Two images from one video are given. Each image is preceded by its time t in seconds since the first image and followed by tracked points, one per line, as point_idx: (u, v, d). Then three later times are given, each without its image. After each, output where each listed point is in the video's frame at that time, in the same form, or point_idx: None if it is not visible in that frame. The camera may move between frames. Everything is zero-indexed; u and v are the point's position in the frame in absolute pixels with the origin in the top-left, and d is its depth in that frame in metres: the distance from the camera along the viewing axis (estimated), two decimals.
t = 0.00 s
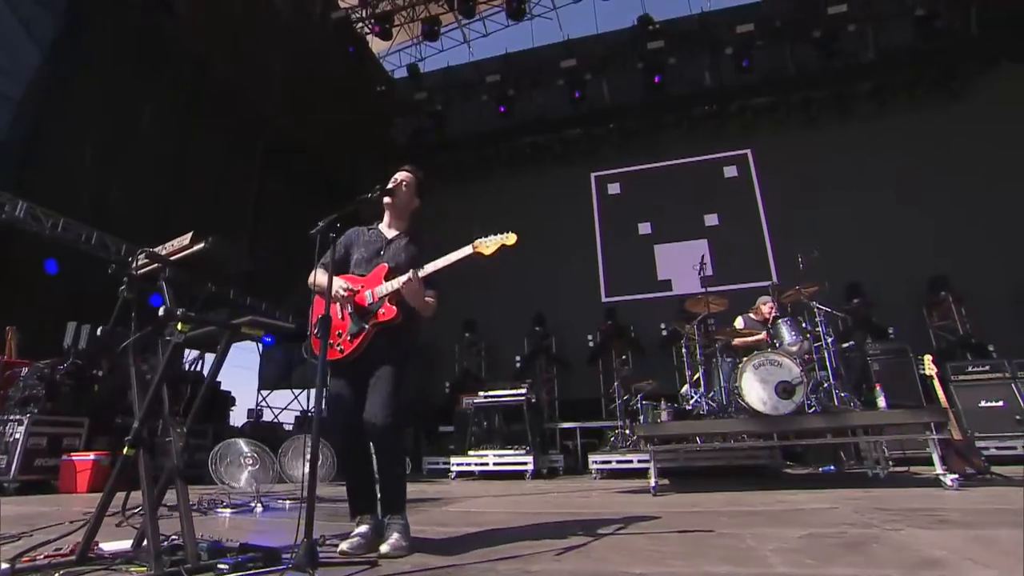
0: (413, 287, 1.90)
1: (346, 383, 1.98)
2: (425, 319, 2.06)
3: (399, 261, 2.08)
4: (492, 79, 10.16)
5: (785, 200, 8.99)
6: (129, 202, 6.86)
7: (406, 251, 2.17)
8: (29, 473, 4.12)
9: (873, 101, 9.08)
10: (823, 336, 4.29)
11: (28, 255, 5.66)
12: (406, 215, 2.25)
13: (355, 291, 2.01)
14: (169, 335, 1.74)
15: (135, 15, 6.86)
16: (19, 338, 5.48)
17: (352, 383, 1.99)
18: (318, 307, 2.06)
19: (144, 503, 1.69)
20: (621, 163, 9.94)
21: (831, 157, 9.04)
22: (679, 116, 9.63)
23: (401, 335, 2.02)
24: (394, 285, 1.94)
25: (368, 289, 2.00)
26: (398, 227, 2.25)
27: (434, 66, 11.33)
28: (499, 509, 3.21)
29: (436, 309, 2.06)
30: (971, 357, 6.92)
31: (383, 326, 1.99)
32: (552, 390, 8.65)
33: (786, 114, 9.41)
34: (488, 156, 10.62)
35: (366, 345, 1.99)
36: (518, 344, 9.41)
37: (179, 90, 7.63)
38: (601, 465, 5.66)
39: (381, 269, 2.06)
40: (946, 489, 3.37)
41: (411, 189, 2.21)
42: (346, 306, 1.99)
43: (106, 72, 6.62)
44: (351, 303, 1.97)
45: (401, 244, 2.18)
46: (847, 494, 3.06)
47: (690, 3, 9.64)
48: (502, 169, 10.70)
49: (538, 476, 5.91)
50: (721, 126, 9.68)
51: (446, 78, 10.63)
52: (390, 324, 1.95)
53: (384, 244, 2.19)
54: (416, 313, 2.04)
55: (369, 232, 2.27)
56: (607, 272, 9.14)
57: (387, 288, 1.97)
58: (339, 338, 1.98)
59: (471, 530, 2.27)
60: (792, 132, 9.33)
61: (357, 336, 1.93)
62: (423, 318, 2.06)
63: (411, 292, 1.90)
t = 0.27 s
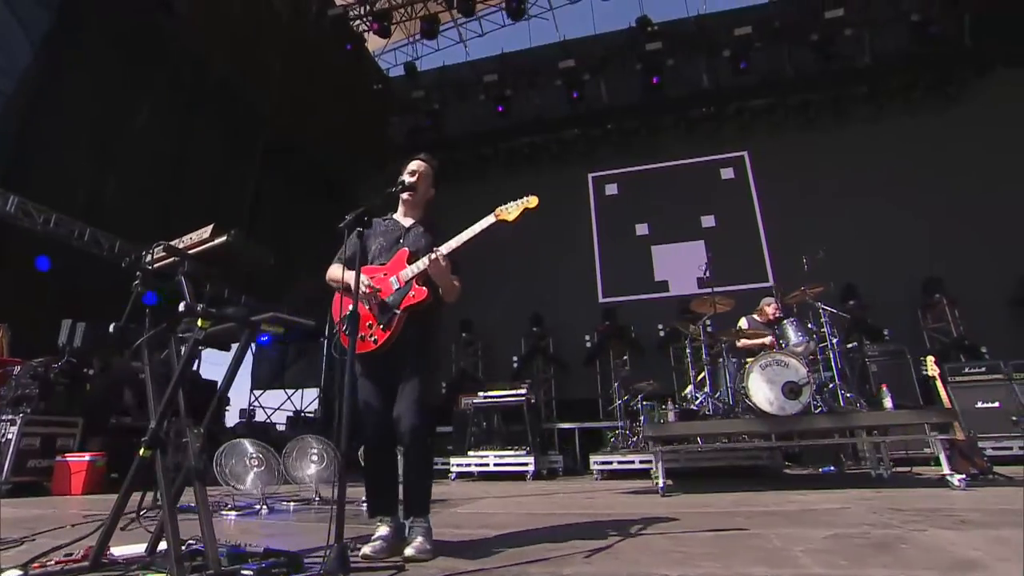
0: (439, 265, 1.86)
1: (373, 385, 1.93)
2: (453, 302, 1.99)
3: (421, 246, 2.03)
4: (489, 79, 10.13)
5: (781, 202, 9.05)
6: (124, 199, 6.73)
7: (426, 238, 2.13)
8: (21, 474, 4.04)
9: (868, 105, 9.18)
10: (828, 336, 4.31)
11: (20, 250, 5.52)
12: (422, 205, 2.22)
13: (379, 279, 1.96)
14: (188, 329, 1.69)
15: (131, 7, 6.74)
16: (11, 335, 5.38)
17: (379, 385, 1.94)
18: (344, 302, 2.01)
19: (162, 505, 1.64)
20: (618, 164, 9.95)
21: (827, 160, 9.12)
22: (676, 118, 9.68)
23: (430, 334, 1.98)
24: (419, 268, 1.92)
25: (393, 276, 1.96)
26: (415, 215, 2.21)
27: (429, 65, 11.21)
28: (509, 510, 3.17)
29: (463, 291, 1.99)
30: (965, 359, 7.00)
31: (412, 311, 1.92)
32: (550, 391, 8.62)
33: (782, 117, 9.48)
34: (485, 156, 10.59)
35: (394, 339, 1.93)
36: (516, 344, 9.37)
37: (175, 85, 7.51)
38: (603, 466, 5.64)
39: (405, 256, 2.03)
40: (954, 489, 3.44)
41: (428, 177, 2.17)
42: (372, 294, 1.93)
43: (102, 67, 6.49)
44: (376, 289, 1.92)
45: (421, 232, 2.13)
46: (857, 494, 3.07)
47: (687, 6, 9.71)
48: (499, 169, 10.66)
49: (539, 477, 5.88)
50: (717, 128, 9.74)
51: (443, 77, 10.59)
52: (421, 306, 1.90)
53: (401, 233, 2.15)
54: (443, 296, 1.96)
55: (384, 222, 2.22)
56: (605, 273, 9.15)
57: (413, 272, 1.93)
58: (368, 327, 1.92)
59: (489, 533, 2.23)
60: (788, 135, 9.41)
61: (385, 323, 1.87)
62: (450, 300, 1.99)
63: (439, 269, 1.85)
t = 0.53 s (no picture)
0: (460, 249, 1.82)
1: (395, 382, 1.89)
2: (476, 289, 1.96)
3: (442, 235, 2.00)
4: (485, 78, 10.09)
5: (775, 204, 9.12)
6: (114, 196, 6.58)
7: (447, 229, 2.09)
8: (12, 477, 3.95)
9: (860, 109, 9.28)
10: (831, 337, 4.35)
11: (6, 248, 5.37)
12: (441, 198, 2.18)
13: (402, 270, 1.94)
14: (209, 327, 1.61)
15: None
16: None
17: (401, 382, 1.90)
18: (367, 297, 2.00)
19: (181, 508, 1.56)
20: (614, 165, 9.96)
21: (820, 163, 9.21)
22: (671, 120, 9.72)
23: (456, 332, 1.94)
24: (441, 252, 1.89)
25: (414, 264, 1.95)
26: (433, 208, 2.16)
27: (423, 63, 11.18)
28: (519, 512, 3.13)
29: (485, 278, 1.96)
30: (956, 360, 7.11)
31: (434, 298, 1.91)
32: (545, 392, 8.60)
33: (775, 121, 9.56)
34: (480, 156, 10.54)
35: (417, 328, 1.90)
36: (511, 345, 9.33)
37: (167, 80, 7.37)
38: (603, 467, 5.62)
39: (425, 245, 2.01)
40: (958, 489, 3.45)
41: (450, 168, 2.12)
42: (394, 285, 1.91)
43: (92, 60, 6.35)
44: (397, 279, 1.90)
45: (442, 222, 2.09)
46: (864, 494, 3.09)
47: (682, 9, 9.71)
48: (494, 168, 10.62)
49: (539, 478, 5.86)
50: (712, 131, 9.79)
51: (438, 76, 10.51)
52: (443, 291, 1.89)
53: (423, 226, 2.11)
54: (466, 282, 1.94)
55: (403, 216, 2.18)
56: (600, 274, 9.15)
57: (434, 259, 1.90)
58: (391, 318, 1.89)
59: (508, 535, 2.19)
60: (781, 138, 9.49)
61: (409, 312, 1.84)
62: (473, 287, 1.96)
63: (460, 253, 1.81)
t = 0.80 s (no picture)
0: (481, 240, 1.78)
1: (417, 377, 1.86)
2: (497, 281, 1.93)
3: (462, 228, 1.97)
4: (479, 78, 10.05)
5: (768, 208, 9.20)
6: (103, 192, 6.44)
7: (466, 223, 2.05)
8: None
9: (850, 115, 9.41)
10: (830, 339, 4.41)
11: None
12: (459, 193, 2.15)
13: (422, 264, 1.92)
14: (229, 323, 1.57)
15: None
16: None
17: (423, 378, 1.88)
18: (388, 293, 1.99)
19: (198, 509, 1.51)
20: (608, 167, 9.97)
21: (811, 167, 9.32)
22: (665, 123, 9.78)
23: (479, 330, 1.91)
24: (463, 244, 1.86)
25: (434, 257, 1.93)
26: (452, 203, 2.14)
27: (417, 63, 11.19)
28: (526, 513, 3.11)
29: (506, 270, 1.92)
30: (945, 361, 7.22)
31: (454, 290, 1.89)
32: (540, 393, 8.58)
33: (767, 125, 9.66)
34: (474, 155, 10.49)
35: (437, 322, 1.87)
36: (505, 346, 9.29)
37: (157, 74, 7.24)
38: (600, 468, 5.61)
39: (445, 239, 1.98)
40: (957, 488, 3.50)
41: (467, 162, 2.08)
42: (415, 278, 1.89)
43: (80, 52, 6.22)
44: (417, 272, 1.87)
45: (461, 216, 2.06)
46: (867, 494, 3.12)
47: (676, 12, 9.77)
48: (488, 169, 10.58)
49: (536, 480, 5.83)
50: (705, 134, 9.85)
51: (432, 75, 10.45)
52: (464, 282, 1.86)
53: (441, 221, 2.08)
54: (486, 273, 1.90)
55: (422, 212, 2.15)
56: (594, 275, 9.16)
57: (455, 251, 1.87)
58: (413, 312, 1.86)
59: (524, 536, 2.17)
60: (774, 142, 9.58)
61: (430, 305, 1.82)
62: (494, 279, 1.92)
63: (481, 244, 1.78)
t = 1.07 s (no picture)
0: (500, 238, 1.76)
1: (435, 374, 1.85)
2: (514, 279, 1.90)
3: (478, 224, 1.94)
4: (473, 78, 10.02)
5: (760, 211, 9.29)
6: (92, 187, 6.31)
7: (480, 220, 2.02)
8: None
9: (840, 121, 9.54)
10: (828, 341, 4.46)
11: None
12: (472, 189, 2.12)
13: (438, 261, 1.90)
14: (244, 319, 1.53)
15: None
16: None
17: (440, 375, 1.86)
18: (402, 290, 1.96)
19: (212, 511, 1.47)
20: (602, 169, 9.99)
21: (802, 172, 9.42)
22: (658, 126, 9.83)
23: (496, 327, 1.89)
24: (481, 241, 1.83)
25: (450, 254, 1.89)
26: (465, 200, 2.11)
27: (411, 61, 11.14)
28: (530, 514, 3.08)
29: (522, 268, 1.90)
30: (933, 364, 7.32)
31: (471, 288, 1.85)
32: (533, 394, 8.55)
33: (759, 129, 9.75)
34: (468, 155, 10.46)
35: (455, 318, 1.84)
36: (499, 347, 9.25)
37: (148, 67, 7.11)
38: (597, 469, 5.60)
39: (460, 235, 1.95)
40: (953, 489, 3.54)
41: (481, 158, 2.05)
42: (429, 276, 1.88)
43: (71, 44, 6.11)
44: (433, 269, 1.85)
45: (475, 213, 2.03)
46: (867, 495, 3.15)
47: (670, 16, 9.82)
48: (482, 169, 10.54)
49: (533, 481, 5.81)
50: (699, 137, 9.92)
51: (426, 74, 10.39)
52: (481, 280, 1.83)
53: (455, 217, 2.04)
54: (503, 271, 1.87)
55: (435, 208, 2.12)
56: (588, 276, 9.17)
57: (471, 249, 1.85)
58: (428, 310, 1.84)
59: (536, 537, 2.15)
60: (766, 146, 9.67)
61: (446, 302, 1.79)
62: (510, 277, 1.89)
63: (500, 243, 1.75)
